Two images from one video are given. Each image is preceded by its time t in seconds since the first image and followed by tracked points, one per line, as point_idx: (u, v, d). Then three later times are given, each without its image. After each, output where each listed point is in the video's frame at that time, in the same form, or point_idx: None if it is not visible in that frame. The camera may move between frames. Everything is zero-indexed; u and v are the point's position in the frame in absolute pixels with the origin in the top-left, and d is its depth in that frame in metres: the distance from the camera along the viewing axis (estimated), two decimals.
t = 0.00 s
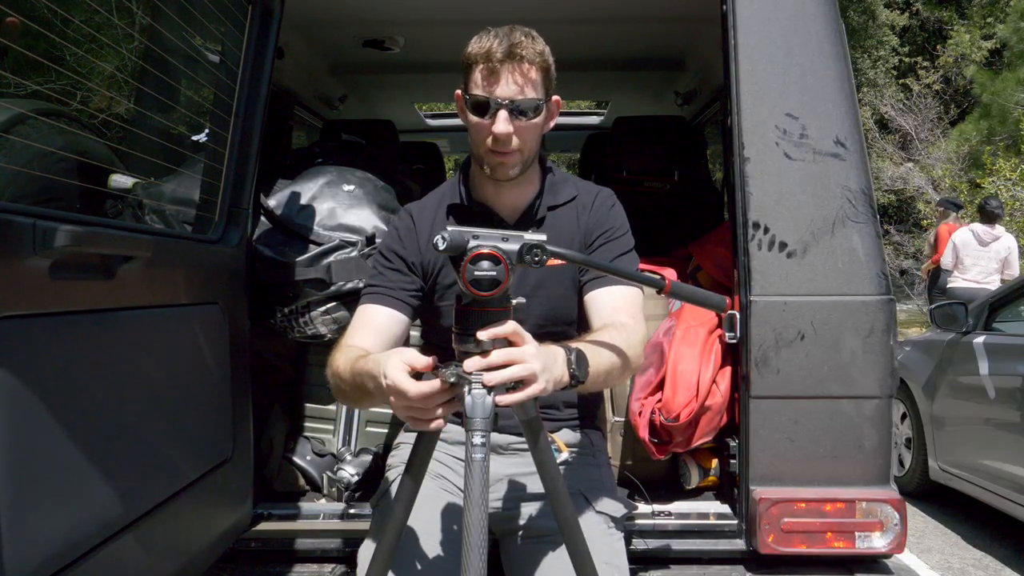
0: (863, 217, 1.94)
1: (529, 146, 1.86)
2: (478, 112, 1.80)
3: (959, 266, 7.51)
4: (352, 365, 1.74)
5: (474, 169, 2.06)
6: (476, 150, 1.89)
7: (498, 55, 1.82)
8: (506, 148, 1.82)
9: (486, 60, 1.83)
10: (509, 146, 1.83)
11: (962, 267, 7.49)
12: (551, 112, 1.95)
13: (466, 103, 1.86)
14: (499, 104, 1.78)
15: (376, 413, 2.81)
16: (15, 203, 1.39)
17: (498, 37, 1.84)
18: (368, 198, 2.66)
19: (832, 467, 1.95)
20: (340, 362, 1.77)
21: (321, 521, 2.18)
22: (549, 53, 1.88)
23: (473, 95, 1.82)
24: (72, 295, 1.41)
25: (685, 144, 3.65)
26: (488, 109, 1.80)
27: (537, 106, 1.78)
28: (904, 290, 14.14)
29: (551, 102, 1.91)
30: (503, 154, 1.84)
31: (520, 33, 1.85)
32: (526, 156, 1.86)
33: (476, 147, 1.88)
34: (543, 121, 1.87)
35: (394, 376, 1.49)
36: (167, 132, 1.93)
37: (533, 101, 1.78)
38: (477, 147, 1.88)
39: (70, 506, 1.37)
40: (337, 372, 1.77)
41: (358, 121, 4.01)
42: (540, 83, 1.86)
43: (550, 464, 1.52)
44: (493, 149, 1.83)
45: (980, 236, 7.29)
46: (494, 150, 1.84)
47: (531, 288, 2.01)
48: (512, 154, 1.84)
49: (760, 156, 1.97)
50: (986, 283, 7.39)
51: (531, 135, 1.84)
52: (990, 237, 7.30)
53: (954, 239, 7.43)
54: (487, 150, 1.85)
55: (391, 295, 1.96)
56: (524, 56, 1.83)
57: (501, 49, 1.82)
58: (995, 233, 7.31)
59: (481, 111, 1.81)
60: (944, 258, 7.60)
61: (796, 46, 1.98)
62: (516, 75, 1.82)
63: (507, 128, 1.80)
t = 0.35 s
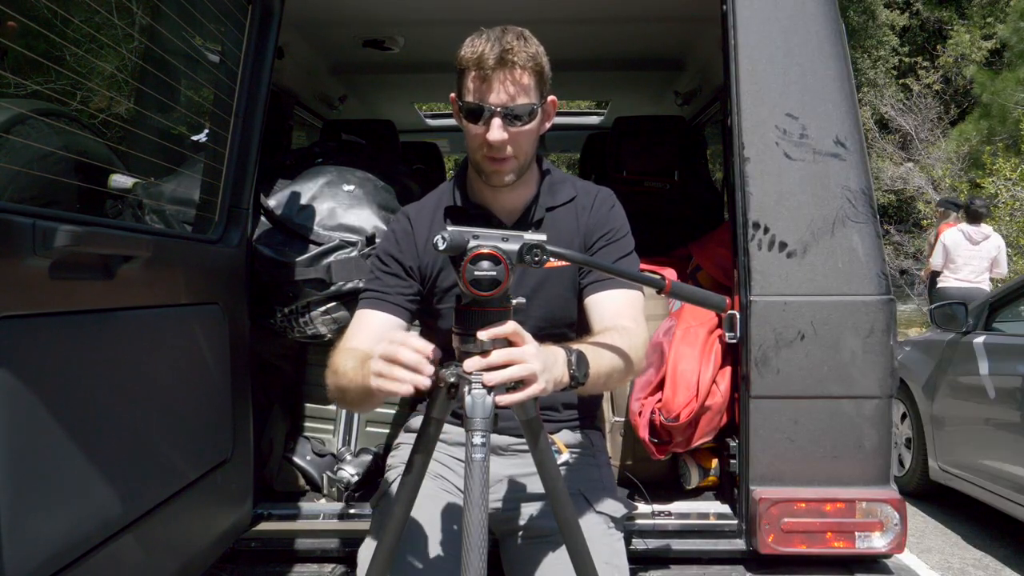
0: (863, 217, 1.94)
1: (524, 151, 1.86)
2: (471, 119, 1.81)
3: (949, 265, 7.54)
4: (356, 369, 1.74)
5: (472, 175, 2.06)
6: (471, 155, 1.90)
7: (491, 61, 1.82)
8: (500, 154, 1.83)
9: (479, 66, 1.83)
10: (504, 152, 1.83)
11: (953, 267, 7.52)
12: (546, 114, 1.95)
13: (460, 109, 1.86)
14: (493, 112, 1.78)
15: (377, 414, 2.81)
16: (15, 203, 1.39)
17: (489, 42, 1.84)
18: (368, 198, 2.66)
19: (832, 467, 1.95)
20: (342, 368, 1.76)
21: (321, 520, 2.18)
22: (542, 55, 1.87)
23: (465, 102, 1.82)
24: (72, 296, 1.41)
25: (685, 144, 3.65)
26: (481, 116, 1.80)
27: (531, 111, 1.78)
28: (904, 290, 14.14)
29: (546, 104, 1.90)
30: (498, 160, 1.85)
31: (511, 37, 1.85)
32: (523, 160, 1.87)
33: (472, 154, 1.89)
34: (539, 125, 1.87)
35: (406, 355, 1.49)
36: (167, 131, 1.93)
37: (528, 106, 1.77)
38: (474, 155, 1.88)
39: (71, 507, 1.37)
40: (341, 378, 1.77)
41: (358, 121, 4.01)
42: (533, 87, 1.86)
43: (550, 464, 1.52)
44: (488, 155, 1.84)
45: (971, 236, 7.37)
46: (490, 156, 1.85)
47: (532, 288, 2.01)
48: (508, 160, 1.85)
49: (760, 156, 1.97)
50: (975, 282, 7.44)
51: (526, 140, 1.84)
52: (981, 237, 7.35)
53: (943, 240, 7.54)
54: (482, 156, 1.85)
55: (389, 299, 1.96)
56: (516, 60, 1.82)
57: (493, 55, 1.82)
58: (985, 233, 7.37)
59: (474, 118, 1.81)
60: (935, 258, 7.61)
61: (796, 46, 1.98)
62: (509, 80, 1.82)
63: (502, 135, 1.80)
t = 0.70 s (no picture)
0: (863, 217, 1.94)
1: (524, 153, 1.86)
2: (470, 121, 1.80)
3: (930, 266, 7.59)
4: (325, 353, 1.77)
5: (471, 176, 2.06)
6: (470, 158, 1.89)
7: (490, 63, 1.82)
8: (500, 157, 1.83)
9: (478, 68, 1.83)
10: (504, 155, 1.83)
11: (933, 267, 7.57)
12: (546, 116, 1.95)
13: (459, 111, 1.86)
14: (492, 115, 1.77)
15: (378, 414, 2.82)
16: (14, 203, 1.39)
17: (489, 44, 1.84)
18: (368, 198, 2.66)
19: (832, 467, 1.95)
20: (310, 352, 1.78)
21: (320, 520, 2.18)
22: (542, 58, 1.87)
23: (465, 104, 1.81)
24: (72, 296, 1.41)
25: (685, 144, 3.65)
26: (480, 118, 1.80)
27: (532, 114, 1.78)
28: (904, 290, 14.14)
29: (546, 107, 1.90)
30: (497, 162, 1.85)
31: (511, 39, 1.84)
32: (522, 163, 1.87)
33: (471, 156, 1.89)
34: (538, 128, 1.87)
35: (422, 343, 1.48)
36: (167, 132, 1.93)
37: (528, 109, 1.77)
38: (473, 157, 1.88)
39: (71, 506, 1.37)
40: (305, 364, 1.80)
41: (358, 121, 4.01)
42: (533, 89, 1.86)
43: (550, 464, 1.52)
44: (487, 158, 1.84)
45: (948, 235, 7.41)
46: (489, 158, 1.85)
47: (532, 289, 2.00)
48: (507, 163, 1.85)
49: (760, 156, 1.97)
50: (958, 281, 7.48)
51: (526, 143, 1.84)
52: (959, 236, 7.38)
53: (923, 241, 7.58)
54: (481, 158, 1.85)
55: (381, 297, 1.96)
56: (516, 63, 1.82)
57: (493, 57, 1.82)
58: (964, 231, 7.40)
59: (473, 120, 1.81)
60: (913, 258, 7.67)
61: (796, 46, 1.98)
62: (509, 82, 1.82)
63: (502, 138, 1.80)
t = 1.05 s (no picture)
0: (863, 217, 1.94)
1: (525, 158, 1.86)
2: (471, 124, 1.80)
3: (925, 265, 7.60)
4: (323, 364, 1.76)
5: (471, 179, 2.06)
6: (471, 160, 1.89)
7: (493, 66, 1.82)
8: (501, 161, 1.83)
9: (481, 71, 1.83)
10: (505, 159, 1.83)
11: (928, 266, 7.58)
12: (550, 121, 1.95)
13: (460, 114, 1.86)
14: (494, 118, 1.77)
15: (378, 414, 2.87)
16: (14, 202, 1.38)
17: (492, 47, 1.84)
18: (368, 199, 2.66)
19: (832, 467, 1.95)
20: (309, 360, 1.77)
21: (321, 520, 2.18)
22: (547, 63, 1.87)
23: (467, 107, 1.81)
24: (73, 296, 1.41)
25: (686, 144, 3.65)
26: (481, 122, 1.80)
27: (534, 118, 1.78)
28: (904, 290, 14.14)
29: (549, 112, 1.90)
30: (498, 166, 1.85)
31: (516, 43, 1.85)
32: (523, 168, 1.86)
33: (472, 159, 1.88)
34: (540, 133, 1.87)
35: (417, 350, 1.48)
36: (167, 132, 1.93)
37: (530, 113, 1.77)
38: (473, 160, 1.88)
39: (70, 506, 1.37)
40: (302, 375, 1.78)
41: (358, 121, 4.01)
42: (537, 94, 1.86)
43: (550, 464, 1.52)
44: (488, 162, 1.84)
45: (938, 234, 7.42)
46: (490, 162, 1.85)
47: (532, 289, 2.00)
48: (508, 167, 1.85)
49: (760, 157, 1.97)
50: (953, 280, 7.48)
51: (528, 147, 1.84)
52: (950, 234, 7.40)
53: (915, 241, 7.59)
54: (482, 161, 1.85)
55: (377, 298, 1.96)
56: (520, 67, 1.82)
57: (497, 60, 1.82)
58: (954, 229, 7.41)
59: (474, 123, 1.81)
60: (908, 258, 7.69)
61: (796, 46, 1.98)
62: (511, 87, 1.82)
63: (503, 142, 1.80)
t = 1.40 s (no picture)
0: (863, 217, 1.94)
1: (528, 154, 1.86)
2: (476, 119, 1.80)
3: (935, 265, 7.58)
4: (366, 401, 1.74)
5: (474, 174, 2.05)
6: (474, 155, 1.89)
7: (499, 61, 1.81)
8: (504, 156, 1.83)
9: (487, 66, 1.82)
10: (509, 154, 1.83)
11: (938, 266, 7.56)
12: (553, 117, 1.94)
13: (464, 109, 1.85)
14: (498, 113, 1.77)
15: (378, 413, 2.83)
16: (14, 202, 1.38)
17: (498, 42, 1.83)
18: (368, 198, 2.66)
19: (832, 467, 1.95)
20: (351, 392, 1.75)
21: (321, 521, 2.18)
22: (552, 59, 1.86)
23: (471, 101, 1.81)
24: (72, 296, 1.41)
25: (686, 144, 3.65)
26: (485, 117, 1.80)
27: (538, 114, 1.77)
28: (904, 291, 14.14)
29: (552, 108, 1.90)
30: (501, 161, 1.85)
31: (521, 38, 1.84)
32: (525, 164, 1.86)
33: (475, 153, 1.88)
34: (543, 129, 1.86)
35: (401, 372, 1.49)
36: (167, 132, 1.93)
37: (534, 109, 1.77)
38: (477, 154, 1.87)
39: (70, 507, 1.37)
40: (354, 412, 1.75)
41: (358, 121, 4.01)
42: (541, 90, 1.85)
43: (550, 464, 1.52)
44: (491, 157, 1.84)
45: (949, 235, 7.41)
46: (493, 157, 1.84)
47: (532, 289, 2.00)
48: (511, 163, 1.85)
49: (760, 156, 1.97)
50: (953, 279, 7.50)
51: (532, 143, 1.84)
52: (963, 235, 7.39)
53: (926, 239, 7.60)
54: (486, 157, 1.85)
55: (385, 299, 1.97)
56: (526, 62, 1.82)
57: (502, 55, 1.81)
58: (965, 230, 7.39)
59: (479, 118, 1.80)
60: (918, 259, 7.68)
61: (796, 46, 1.98)
62: (517, 82, 1.82)
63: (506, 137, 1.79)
